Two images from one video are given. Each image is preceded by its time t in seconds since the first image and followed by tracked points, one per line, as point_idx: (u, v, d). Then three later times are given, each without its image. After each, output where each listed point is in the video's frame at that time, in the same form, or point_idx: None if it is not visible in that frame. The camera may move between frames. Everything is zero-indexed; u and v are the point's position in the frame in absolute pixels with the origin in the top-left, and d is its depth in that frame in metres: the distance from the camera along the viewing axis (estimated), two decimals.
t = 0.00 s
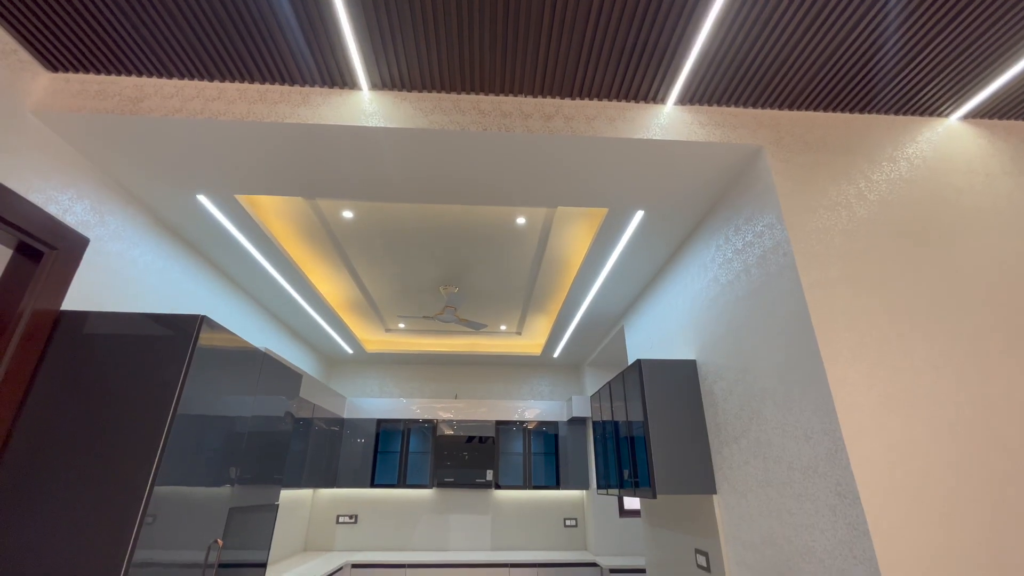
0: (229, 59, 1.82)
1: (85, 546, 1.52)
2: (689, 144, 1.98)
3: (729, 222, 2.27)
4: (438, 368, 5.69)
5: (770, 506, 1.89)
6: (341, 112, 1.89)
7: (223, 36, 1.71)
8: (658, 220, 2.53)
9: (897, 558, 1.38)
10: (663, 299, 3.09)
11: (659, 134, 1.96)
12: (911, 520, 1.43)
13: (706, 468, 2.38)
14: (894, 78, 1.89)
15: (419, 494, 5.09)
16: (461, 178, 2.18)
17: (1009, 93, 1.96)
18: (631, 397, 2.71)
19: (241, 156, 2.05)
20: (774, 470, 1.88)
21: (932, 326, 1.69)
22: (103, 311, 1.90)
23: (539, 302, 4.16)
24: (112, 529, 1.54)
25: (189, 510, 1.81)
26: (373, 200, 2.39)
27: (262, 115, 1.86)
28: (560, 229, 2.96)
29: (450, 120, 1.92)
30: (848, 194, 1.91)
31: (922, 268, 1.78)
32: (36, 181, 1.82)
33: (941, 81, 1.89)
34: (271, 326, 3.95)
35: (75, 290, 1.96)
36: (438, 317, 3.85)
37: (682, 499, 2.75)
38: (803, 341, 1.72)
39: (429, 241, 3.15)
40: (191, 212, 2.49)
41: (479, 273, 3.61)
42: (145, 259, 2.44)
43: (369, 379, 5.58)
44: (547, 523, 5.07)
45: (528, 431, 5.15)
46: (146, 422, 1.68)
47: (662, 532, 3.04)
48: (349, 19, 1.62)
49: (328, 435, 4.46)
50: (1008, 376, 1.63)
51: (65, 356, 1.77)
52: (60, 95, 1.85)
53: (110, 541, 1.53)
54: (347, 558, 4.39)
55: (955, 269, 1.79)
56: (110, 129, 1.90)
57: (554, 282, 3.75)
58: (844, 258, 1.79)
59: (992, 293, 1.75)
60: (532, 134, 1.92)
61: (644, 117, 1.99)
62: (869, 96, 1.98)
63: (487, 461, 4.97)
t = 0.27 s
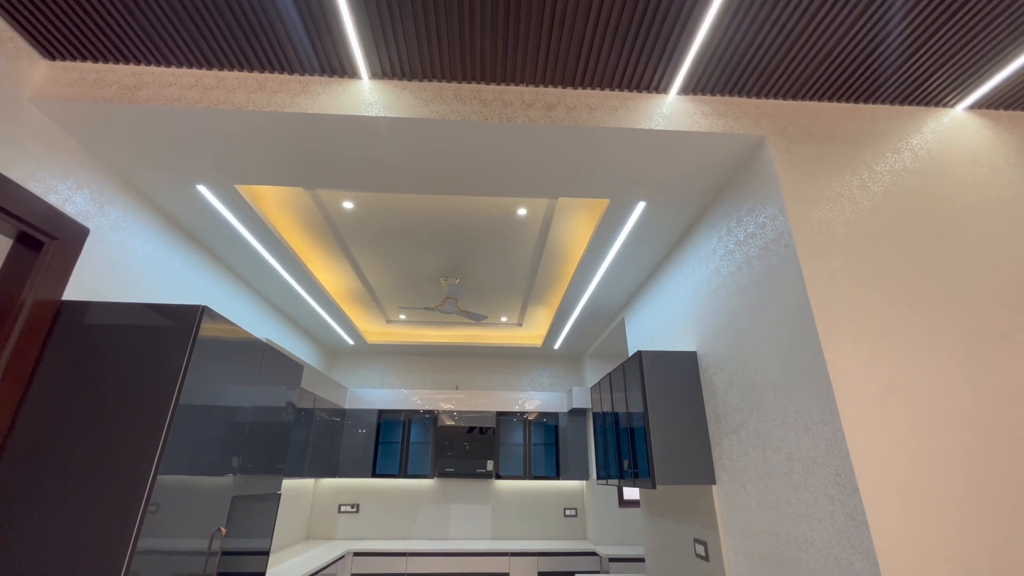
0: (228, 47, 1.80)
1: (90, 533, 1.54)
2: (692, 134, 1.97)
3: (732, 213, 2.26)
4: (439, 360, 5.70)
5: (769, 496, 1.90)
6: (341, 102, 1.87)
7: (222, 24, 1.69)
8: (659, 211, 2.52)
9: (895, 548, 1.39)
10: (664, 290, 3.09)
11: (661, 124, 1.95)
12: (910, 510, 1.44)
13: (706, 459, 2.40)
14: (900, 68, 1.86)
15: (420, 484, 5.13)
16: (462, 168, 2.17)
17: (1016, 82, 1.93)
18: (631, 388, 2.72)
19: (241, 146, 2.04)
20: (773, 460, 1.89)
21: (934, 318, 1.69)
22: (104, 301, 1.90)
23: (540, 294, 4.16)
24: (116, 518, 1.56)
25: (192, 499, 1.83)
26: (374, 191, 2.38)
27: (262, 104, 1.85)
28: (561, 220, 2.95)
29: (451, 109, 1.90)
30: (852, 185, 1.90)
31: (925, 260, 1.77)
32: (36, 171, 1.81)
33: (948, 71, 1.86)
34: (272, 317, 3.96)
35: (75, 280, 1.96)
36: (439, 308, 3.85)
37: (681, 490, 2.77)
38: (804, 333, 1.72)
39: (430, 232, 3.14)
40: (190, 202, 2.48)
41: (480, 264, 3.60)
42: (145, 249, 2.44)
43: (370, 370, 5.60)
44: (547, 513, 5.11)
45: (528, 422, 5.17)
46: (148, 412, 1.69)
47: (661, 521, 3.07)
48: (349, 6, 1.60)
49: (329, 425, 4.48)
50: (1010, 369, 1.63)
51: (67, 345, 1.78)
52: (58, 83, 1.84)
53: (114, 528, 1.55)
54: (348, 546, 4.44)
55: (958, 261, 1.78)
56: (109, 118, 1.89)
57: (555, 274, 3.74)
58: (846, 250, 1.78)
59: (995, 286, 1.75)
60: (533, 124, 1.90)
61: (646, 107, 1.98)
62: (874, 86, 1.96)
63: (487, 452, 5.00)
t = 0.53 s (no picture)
0: (225, 34, 1.78)
1: (95, 520, 1.56)
2: (695, 124, 1.95)
3: (734, 204, 2.25)
4: (440, 350, 5.72)
5: (768, 486, 1.92)
6: (341, 91, 1.86)
7: (219, 11, 1.67)
8: (661, 201, 2.51)
9: (892, 537, 1.40)
10: (665, 281, 3.08)
11: (663, 113, 1.93)
12: (907, 500, 1.45)
13: (705, 449, 2.41)
14: (906, 57, 1.84)
15: (421, 473, 5.17)
16: (463, 158, 2.16)
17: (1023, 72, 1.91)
18: (631, 379, 2.72)
19: (240, 135, 2.02)
20: (772, 451, 1.90)
21: (936, 310, 1.68)
22: (105, 290, 1.90)
23: (540, 284, 4.15)
24: (120, 506, 1.58)
25: (195, 487, 1.84)
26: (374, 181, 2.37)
27: (261, 92, 1.83)
28: (562, 211, 2.94)
29: (452, 98, 1.88)
30: (855, 175, 1.89)
31: (927, 251, 1.77)
32: (34, 159, 1.81)
33: (954, 60, 1.84)
34: (272, 307, 3.96)
35: (75, 270, 1.96)
36: (439, 299, 3.85)
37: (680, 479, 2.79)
38: (804, 325, 1.72)
39: (431, 223, 3.13)
40: (190, 192, 2.47)
41: (480, 254, 3.60)
42: (145, 239, 2.44)
43: (371, 360, 5.62)
44: (547, 502, 5.16)
45: (528, 412, 5.20)
46: (150, 401, 1.70)
47: (660, 510, 3.09)
48: None
49: (330, 415, 4.50)
50: (1010, 360, 1.63)
51: (67, 335, 1.78)
52: (55, 70, 1.82)
53: (118, 516, 1.56)
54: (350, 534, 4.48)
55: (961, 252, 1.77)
56: (106, 106, 1.87)
57: (555, 265, 3.74)
58: (848, 241, 1.77)
59: (997, 277, 1.74)
60: (535, 113, 1.88)
61: (649, 96, 1.96)
62: (879, 75, 1.94)
63: (487, 441, 5.03)
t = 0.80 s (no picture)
0: (222, 20, 1.76)
1: (97, 506, 1.58)
2: (696, 112, 1.93)
3: (735, 193, 2.23)
4: (440, 340, 5.73)
5: (765, 474, 1.94)
6: (340, 78, 1.83)
7: None
8: (662, 190, 2.50)
9: (887, 525, 1.42)
10: (665, 271, 3.08)
11: (666, 101, 1.91)
12: (904, 489, 1.46)
13: (703, 438, 2.43)
14: (911, 45, 1.81)
15: (421, 461, 5.21)
16: (462, 146, 2.14)
17: None
18: (630, 368, 2.73)
19: (238, 122, 2.01)
20: (770, 440, 1.91)
21: (937, 300, 1.68)
22: (105, 279, 1.90)
23: (540, 274, 4.15)
24: (123, 493, 1.59)
25: (197, 474, 1.86)
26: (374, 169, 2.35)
27: (259, 79, 1.81)
28: (563, 200, 2.93)
29: (451, 85, 1.86)
30: (858, 165, 1.87)
31: (930, 242, 1.76)
32: (31, 146, 1.79)
33: (961, 48, 1.82)
34: (273, 296, 3.97)
35: (74, 259, 1.95)
36: (440, 288, 3.85)
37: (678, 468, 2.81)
38: (804, 315, 1.72)
39: (431, 212, 3.11)
40: (188, 180, 2.45)
41: (481, 244, 3.59)
42: (144, 227, 2.43)
43: (371, 350, 5.64)
44: (546, 490, 5.21)
45: (528, 401, 5.23)
46: (151, 389, 1.71)
47: (658, 498, 3.13)
48: None
49: (331, 404, 4.52)
50: (1009, 351, 1.63)
51: (68, 323, 1.78)
52: (50, 56, 1.80)
53: (121, 502, 1.58)
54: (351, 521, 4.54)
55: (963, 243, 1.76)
56: (102, 92, 1.85)
57: (555, 255, 3.73)
58: (850, 231, 1.76)
59: (999, 268, 1.74)
60: (535, 101, 1.87)
61: (651, 84, 1.94)
62: (884, 64, 1.91)
63: (487, 430, 5.07)
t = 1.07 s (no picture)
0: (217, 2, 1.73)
1: (101, 491, 1.59)
2: (699, 98, 1.91)
3: (736, 181, 2.22)
4: (440, 328, 5.75)
5: (762, 461, 1.95)
6: (337, 62, 1.81)
7: None
8: (663, 178, 2.48)
9: (882, 511, 1.43)
10: (666, 259, 3.08)
11: (667, 87, 1.89)
12: (900, 476, 1.47)
13: (701, 425, 2.45)
14: (918, 30, 1.78)
15: (421, 448, 5.25)
16: (462, 132, 2.12)
17: None
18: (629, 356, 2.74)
19: (235, 107, 1.99)
20: (768, 427, 1.92)
21: (937, 289, 1.68)
22: (104, 266, 1.90)
23: (540, 262, 4.14)
24: (126, 478, 1.61)
25: (199, 460, 1.88)
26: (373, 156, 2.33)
27: (255, 63, 1.79)
28: (563, 188, 2.91)
29: (451, 70, 1.83)
30: (860, 152, 1.86)
31: (931, 230, 1.75)
32: (27, 132, 1.78)
33: (968, 33, 1.79)
34: (272, 284, 3.97)
35: (73, 245, 1.95)
36: (439, 276, 3.84)
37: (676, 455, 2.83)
38: (804, 303, 1.72)
39: (431, 199, 3.10)
40: (185, 166, 2.43)
41: (481, 232, 3.58)
42: (142, 214, 2.42)
43: (371, 337, 5.65)
44: (545, 477, 5.26)
45: (527, 388, 5.26)
46: (152, 376, 1.71)
47: (656, 484, 3.16)
48: None
49: (331, 391, 4.55)
50: (1008, 339, 1.64)
51: (68, 310, 1.78)
52: (43, 39, 1.77)
53: (124, 488, 1.60)
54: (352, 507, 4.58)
55: (964, 231, 1.76)
56: (98, 77, 1.83)
57: (556, 243, 3.72)
58: (851, 219, 1.75)
59: (999, 257, 1.73)
60: (536, 86, 1.84)
61: (653, 69, 1.91)
62: (890, 49, 1.89)
63: (487, 417, 5.11)
